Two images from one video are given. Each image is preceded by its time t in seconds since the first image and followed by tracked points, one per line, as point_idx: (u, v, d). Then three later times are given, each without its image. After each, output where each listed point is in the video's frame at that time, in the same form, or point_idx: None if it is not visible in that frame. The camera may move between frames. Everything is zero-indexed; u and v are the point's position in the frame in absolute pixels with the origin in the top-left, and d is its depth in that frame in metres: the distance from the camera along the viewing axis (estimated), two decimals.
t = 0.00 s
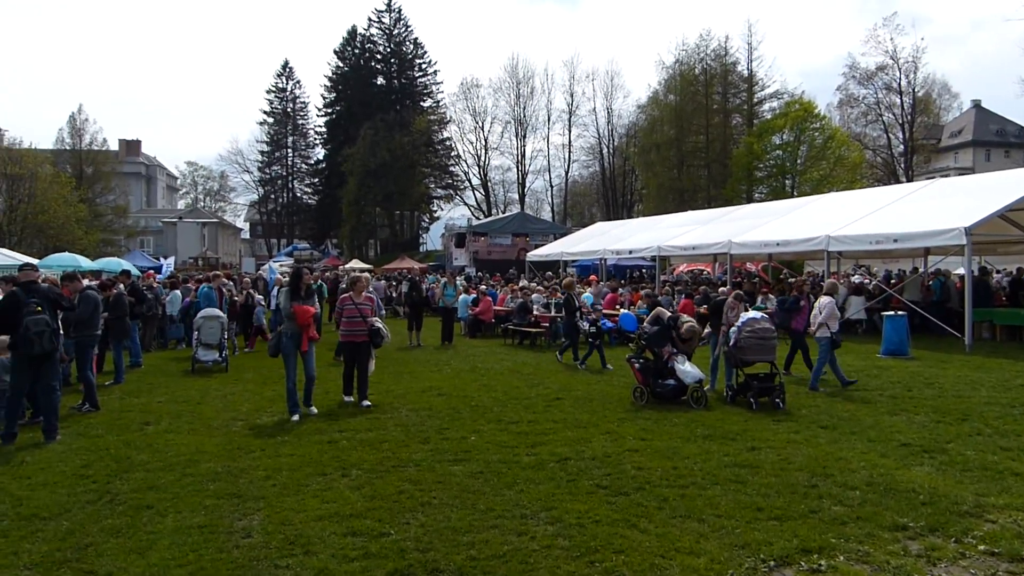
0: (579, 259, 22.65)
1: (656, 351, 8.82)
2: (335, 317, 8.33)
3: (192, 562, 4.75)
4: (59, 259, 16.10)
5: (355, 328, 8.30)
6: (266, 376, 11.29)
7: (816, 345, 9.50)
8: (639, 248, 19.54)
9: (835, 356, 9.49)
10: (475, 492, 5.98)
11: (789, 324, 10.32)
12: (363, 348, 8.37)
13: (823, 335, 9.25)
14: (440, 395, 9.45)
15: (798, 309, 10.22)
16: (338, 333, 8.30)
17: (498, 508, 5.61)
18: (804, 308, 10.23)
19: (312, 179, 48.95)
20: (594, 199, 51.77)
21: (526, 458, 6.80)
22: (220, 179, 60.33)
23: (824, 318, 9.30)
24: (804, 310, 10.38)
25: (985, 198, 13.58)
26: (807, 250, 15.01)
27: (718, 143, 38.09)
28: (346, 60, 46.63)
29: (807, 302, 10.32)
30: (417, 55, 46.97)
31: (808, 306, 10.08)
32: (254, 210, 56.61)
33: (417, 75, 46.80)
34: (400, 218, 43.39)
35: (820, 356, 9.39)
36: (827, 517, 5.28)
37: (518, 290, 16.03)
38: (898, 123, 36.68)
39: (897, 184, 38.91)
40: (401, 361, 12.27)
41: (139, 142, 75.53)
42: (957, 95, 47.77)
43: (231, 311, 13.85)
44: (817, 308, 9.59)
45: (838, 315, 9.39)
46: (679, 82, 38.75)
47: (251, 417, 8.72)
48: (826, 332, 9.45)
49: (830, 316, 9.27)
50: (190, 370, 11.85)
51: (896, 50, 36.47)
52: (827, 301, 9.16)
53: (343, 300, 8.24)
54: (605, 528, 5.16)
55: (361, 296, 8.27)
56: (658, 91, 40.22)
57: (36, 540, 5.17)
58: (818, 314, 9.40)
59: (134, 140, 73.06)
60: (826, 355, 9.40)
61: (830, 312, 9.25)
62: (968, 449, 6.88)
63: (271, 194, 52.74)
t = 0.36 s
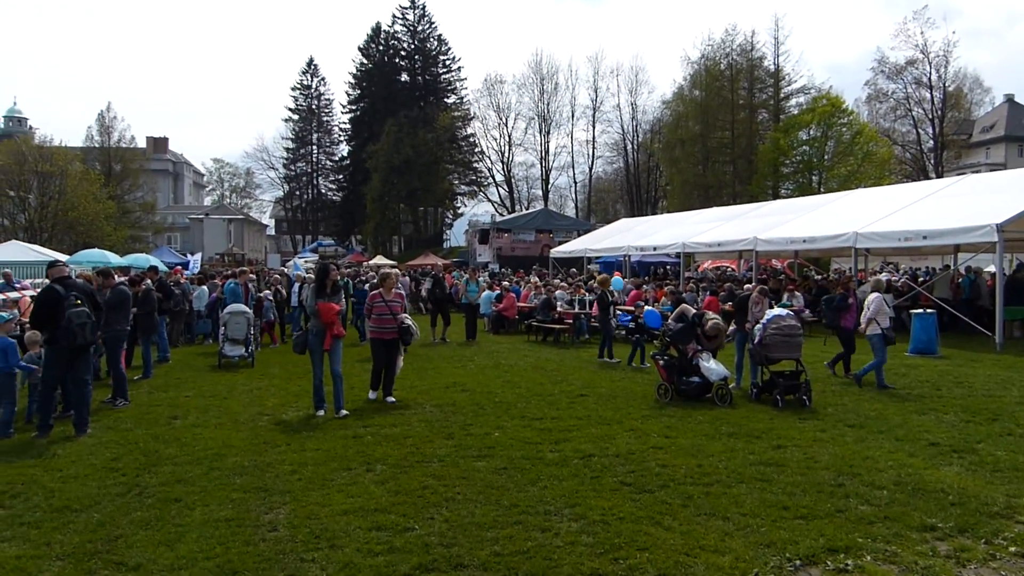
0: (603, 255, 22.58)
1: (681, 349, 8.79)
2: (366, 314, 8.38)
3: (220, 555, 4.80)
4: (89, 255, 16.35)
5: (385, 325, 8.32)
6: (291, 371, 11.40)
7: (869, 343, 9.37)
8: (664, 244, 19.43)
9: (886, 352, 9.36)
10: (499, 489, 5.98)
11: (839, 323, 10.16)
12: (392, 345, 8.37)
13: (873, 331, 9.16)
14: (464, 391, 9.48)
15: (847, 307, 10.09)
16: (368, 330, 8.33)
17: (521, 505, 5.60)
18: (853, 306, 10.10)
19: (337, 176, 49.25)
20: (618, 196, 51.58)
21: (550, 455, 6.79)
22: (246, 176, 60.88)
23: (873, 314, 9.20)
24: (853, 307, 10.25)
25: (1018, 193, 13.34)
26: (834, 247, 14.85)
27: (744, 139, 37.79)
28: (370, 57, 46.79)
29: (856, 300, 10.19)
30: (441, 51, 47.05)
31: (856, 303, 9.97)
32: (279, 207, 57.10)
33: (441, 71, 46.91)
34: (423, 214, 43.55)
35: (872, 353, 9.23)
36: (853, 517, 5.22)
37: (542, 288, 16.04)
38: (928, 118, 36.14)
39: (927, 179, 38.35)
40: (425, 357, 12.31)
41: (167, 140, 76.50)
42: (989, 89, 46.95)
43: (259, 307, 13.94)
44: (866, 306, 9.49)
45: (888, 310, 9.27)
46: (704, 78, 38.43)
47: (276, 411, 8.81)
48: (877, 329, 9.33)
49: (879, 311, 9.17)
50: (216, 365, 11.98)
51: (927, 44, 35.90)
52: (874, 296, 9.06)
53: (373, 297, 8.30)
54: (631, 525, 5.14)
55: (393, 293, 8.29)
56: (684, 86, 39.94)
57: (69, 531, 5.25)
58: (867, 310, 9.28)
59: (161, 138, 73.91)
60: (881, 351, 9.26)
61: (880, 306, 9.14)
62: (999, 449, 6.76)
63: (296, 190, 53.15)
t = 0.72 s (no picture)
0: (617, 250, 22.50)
1: (696, 344, 8.76)
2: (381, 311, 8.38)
3: (236, 546, 4.84)
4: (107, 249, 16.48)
5: (402, 322, 8.33)
6: (306, 365, 11.46)
7: (905, 340, 9.33)
8: (679, 239, 19.34)
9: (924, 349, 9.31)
10: (514, 483, 5.99)
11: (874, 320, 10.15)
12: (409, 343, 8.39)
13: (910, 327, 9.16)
14: (478, 385, 9.50)
15: (882, 304, 10.06)
16: (384, 326, 8.32)
17: (536, 499, 5.61)
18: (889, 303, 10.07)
19: (351, 170, 49.35)
20: (633, 190, 51.40)
21: (564, 449, 6.79)
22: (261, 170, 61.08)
23: (909, 310, 9.20)
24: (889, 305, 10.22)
25: None
26: (850, 242, 14.73)
27: (759, 133, 37.53)
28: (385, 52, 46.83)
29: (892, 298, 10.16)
30: (455, 46, 47.01)
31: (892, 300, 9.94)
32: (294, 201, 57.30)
33: (455, 66, 46.88)
34: (438, 209, 43.61)
35: (909, 349, 9.24)
36: (870, 513, 5.19)
37: (556, 282, 16.04)
38: (946, 111, 35.75)
39: (945, 173, 37.98)
40: (439, 351, 12.33)
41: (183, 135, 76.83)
42: (1009, 82, 46.37)
43: (276, 303, 13.92)
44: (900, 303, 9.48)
45: (924, 306, 9.25)
46: (720, 72, 38.14)
47: (291, 404, 8.85)
48: (913, 325, 9.30)
49: (915, 307, 9.17)
50: (232, 358, 12.06)
51: (946, 37, 35.47)
52: (911, 292, 9.06)
53: (389, 295, 8.29)
54: (646, 520, 5.13)
55: (407, 290, 8.34)
56: (699, 80, 39.69)
57: (88, 521, 5.30)
58: (903, 306, 9.29)
59: (178, 133, 74.26)
60: (918, 348, 9.22)
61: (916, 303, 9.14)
62: (1019, 446, 6.70)
63: (311, 185, 53.30)
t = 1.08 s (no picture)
0: (638, 250, 22.42)
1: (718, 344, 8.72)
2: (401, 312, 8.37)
3: (260, 544, 4.88)
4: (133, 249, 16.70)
5: (423, 322, 8.32)
6: (328, 364, 11.55)
7: (959, 343, 9.02)
8: (701, 239, 19.23)
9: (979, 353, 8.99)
10: (536, 483, 5.98)
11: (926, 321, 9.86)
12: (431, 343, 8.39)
13: (964, 331, 8.85)
14: (500, 385, 9.52)
15: (935, 305, 9.74)
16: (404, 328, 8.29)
17: (558, 500, 5.60)
18: (942, 304, 9.75)
19: (373, 170, 49.60)
20: (654, 189, 51.20)
21: (586, 450, 6.79)
22: (284, 170, 61.58)
23: (963, 314, 8.87)
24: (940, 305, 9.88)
25: None
26: (875, 242, 14.56)
27: (783, 132, 37.22)
28: (406, 52, 47.01)
29: (946, 298, 9.82)
30: (476, 46, 47.03)
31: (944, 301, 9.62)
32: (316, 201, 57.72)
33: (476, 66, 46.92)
34: (459, 208, 43.73)
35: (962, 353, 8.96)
36: (896, 518, 5.14)
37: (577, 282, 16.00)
38: (974, 109, 35.25)
39: (972, 172, 37.48)
40: (461, 351, 12.38)
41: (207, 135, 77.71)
42: None
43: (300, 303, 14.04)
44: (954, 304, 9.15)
45: (980, 309, 8.90)
46: (742, 70, 37.86)
47: (313, 403, 8.92)
48: (968, 329, 8.96)
49: (970, 310, 8.83)
50: (256, 357, 12.18)
51: (973, 33, 34.93)
52: (964, 295, 8.73)
53: (409, 295, 8.30)
54: (669, 522, 5.11)
55: (427, 289, 8.37)
56: (721, 79, 39.43)
57: (115, 518, 5.38)
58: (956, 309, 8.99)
59: (202, 133, 75.09)
60: (971, 352, 8.91)
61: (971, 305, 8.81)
62: None
63: (333, 184, 53.62)
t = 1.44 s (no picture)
0: (664, 251, 22.30)
1: (747, 347, 8.65)
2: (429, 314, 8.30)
3: (287, 542, 4.92)
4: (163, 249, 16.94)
5: (452, 324, 8.27)
6: (355, 363, 11.63)
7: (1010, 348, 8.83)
8: (728, 240, 19.08)
9: None
10: (562, 485, 5.97)
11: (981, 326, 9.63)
12: (459, 345, 8.35)
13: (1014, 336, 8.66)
14: (525, 386, 9.52)
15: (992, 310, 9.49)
16: (433, 330, 8.24)
17: (583, 501, 5.59)
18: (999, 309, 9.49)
19: (399, 171, 49.87)
20: (680, 190, 50.95)
21: (612, 452, 6.76)
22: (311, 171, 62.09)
23: (1016, 318, 8.67)
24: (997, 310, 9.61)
25: None
26: (907, 244, 14.36)
27: (812, 132, 36.88)
28: (433, 53, 47.21)
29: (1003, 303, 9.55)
30: (503, 47, 47.01)
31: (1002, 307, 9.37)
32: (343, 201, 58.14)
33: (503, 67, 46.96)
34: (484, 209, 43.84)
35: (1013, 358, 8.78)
36: (928, 524, 5.06)
37: (602, 283, 15.96)
38: (1009, 109, 34.76)
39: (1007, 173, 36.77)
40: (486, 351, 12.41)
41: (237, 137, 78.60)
42: None
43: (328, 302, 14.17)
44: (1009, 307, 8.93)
45: None
46: (771, 70, 37.55)
47: (340, 403, 8.98)
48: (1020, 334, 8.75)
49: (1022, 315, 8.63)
50: (283, 355, 12.31)
51: (1009, 32, 34.33)
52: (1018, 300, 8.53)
53: (437, 297, 8.23)
54: (695, 526, 5.08)
55: (456, 291, 8.34)
56: (749, 79, 39.17)
57: (146, 513, 5.46)
58: (1010, 313, 8.76)
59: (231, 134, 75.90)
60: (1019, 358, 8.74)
61: None
62: None
63: (360, 185, 53.96)
